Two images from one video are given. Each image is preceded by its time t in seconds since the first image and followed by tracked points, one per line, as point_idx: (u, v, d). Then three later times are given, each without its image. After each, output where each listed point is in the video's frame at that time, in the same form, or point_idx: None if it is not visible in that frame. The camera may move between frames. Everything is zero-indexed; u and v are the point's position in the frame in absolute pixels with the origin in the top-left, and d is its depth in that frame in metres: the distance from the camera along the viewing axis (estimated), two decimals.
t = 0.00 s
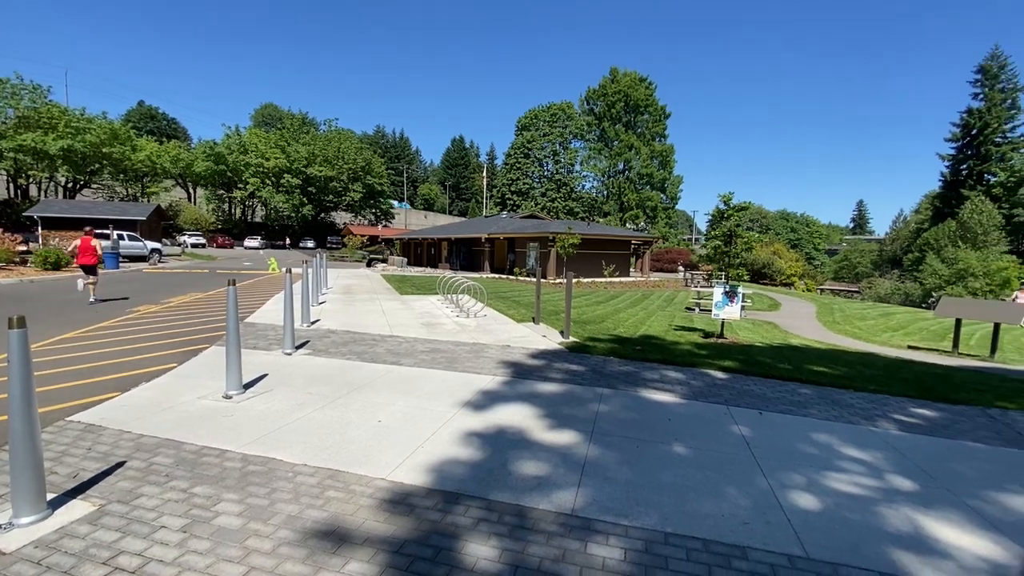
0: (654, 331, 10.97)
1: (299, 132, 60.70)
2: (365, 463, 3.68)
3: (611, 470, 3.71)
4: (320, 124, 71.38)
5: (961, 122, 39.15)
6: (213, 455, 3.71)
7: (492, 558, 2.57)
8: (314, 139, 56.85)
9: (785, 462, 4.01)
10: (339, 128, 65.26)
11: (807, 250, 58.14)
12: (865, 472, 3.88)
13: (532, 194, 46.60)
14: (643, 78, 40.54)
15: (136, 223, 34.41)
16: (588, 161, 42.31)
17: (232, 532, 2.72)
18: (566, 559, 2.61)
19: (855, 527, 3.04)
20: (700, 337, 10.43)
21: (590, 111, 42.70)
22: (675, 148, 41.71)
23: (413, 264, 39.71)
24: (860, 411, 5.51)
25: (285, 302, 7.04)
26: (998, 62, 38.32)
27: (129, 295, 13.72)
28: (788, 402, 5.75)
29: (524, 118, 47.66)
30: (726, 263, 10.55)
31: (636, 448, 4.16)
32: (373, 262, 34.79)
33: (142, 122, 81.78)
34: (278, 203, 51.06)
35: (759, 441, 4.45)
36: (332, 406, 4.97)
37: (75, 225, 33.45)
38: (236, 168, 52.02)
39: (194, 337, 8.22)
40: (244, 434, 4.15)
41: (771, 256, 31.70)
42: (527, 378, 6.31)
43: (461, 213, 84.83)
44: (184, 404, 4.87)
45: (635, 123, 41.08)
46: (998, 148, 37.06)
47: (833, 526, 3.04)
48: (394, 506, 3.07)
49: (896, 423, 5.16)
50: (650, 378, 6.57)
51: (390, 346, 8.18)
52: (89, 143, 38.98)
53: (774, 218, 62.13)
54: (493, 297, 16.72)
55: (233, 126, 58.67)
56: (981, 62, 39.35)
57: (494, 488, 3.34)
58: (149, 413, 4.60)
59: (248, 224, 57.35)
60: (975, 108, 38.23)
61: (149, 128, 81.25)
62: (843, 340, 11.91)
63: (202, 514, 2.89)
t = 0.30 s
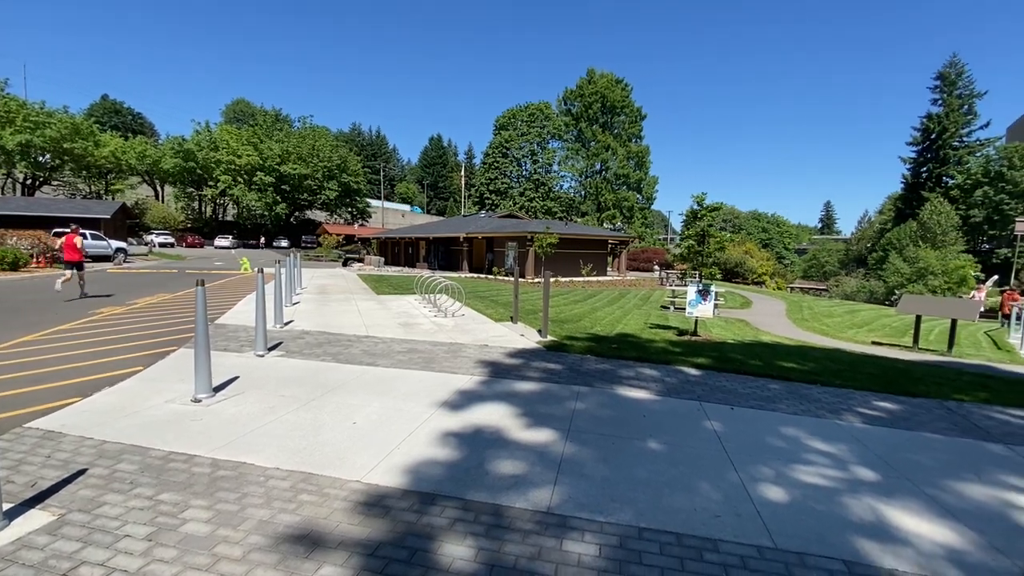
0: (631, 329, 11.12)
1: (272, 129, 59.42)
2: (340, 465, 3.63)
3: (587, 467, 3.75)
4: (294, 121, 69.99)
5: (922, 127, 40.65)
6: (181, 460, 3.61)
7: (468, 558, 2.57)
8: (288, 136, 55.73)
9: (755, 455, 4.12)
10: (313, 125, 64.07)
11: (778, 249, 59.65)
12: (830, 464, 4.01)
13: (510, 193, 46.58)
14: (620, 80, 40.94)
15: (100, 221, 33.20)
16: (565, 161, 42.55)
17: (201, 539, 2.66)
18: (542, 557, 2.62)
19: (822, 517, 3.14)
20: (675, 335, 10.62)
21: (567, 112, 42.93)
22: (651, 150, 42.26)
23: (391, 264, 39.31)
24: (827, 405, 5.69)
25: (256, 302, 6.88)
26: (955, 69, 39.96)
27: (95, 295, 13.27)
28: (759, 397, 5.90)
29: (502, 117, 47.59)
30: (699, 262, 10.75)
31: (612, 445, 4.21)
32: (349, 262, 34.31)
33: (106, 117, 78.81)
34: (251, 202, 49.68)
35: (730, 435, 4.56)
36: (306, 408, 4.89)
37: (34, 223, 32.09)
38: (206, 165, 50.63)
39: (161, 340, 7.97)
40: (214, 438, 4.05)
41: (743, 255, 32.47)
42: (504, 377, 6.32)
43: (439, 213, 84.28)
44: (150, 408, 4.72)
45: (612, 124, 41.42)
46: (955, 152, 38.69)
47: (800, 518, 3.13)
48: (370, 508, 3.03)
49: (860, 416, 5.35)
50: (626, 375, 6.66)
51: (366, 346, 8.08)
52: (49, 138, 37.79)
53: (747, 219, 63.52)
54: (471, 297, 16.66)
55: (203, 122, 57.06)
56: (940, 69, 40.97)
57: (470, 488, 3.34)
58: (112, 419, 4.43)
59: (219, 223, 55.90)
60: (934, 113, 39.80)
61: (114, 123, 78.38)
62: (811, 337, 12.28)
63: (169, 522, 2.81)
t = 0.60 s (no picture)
0: (604, 328, 11.24)
1: (241, 125, 57.84)
2: (311, 468, 3.56)
3: (561, 465, 3.77)
4: (263, 116, 68.24)
5: (881, 131, 42.29)
6: (142, 468, 3.48)
7: (442, 559, 2.55)
8: (257, 132, 54.33)
9: (723, 450, 4.22)
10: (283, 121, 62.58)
11: (746, 249, 61.26)
12: (796, 457, 4.14)
13: (485, 193, 46.47)
14: (593, 81, 41.33)
15: (55, 219, 31.78)
16: (541, 161, 42.73)
17: (163, 549, 2.57)
18: (516, 556, 2.63)
19: (786, 508, 3.25)
20: (647, 333, 10.80)
21: (542, 112, 43.15)
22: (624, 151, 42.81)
23: (364, 264, 38.76)
24: (792, 399, 5.88)
25: (225, 302, 6.70)
26: (911, 77, 41.70)
27: (52, 296, 12.69)
28: (728, 393, 6.06)
29: (477, 116, 47.42)
30: (671, 262, 10.95)
31: (586, 442, 4.25)
32: (321, 261, 33.67)
33: (62, 110, 75.24)
34: (218, 200, 48.17)
35: (700, 430, 4.66)
36: (276, 412, 4.78)
37: None
38: (170, 161, 48.96)
39: (122, 342, 7.68)
40: (179, 444, 3.93)
41: (712, 255, 33.26)
42: (479, 376, 6.31)
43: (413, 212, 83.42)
44: (110, 414, 4.53)
45: (586, 125, 41.72)
46: (911, 156, 40.43)
47: (767, 510, 3.22)
48: (341, 512, 2.99)
49: (822, 409, 5.55)
50: (600, 373, 6.74)
51: (339, 347, 7.95)
52: None
53: (717, 219, 64.98)
54: (447, 297, 16.55)
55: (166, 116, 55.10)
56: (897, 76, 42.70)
57: (445, 489, 3.32)
58: (67, 426, 4.24)
59: (184, 221, 54.07)
60: (891, 118, 41.49)
61: (71, 117, 74.92)
62: (777, 334, 12.66)
63: (129, 531, 2.71)
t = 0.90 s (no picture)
0: (577, 326, 11.35)
1: (204, 119, 55.85)
2: (278, 474, 3.47)
3: (534, 463, 3.79)
4: (227, 111, 66.06)
5: (839, 135, 43.97)
6: (97, 477, 3.32)
7: (413, 562, 2.53)
8: (221, 128, 52.59)
9: (692, 444, 4.32)
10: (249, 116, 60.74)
11: (713, 248, 62.80)
12: (760, 449, 4.27)
13: (458, 191, 46.18)
14: (565, 82, 41.62)
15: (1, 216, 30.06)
16: (514, 160, 42.79)
17: (119, 562, 2.46)
18: (488, 556, 2.62)
19: (751, 500, 3.35)
20: (619, 331, 10.95)
21: (514, 111, 43.21)
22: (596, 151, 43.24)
23: (334, 263, 38.00)
24: (756, 394, 6.07)
25: (187, 303, 6.46)
26: (867, 84, 43.49)
27: None
28: (696, 388, 6.20)
29: (450, 115, 47.08)
30: (641, 261, 11.13)
31: (558, 440, 4.27)
32: (289, 261, 32.84)
33: (9, 101, 71.05)
34: (179, 197, 46.30)
35: (669, 426, 4.75)
36: (241, 416, 4.64)
37: None
38: (128, 156, 46.86)
39: (76, 346, 7.31)
40: (137, 452, 3.77)
41: (681, 254, 33.95)
42: (452, 376, 6.27)
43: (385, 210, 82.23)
44: (61, 422, 4.31)
45: (558, 125, 41.94)
46: (867, 159, 42.17)
47: (733, 502, 3.31)
48: (309, 518, 2.92)
49: (786, 403, 5.74)
50: (572, 371, 6.79)
51: (308, 349, 7.77)
52: None
53: (686, 219, 66.38)
54: (419, 297, 16.38)
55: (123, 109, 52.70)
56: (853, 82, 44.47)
57: (416, 491, 3.29)
58: (13, 435, 4.00)
59: (143, 219, 51.80)
60: (848, 123, 43.18)
61: (18, 109, 70.85)
62: (743, 331, 13.04)
63: (82, 545, 2.58)
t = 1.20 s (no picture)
0: (549, 325, 11.40)
1: (164, 113, 53.71)
2: (241, 480, 3.36)
3: (505, 462, 3.80)
4: (189, 105, 63.65)
5: (799, 139, 45.51)
6: (46, 489, 3.15)
7: (382, 565, 2.49)
8: (182, 122, 50.68)
9: (661, 439, 4.40)
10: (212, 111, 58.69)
11: (682, 247, 64.17)
12: (726, 443, 4.38)
13: (431, 190, 45.71)
14: (538, 82, 41.77)
15: None
16: (486, 160, 42.73)
17: None
18: (459, 556, 2.61)
19: (717, 492, 3.44)
20: (590, 329, 11.07)
21: (487, 110, 43.19)
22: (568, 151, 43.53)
23: (303, 262, 37.12)
24: (722, 389, 6.23)
25: (145, 304, 6.19)
26: (826, 90, 45.18)
27: None
28: (665, 385, 6.32)
29: (422, 113, 46.58)
30: (612, 260, 11.26)
31: (530, 439, 4.29)
32: (255, 260, 31.92)
33: None
34: (137, 194, 44.22)
35: (639, 422, 4.83)
36: (203, 421, 4.49)
37: None
38: (81, 151, 44.66)
39: (21, 350, 6.92)
40: (92, 461, 3.60)
41: (651, 254, 34.54)
42: (424, 377, 6.22)
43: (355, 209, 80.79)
44: (6, 431, 4.08)
45: (531, 125, 42.04)
46: (827, 162, 43.75)
47: (698, 495, 3.40)
48: (275, 524, 2.85)
49: (750, 397, 5.92)
50: (544, 369, 6.83)
51: (275, 351, 7.57)
52: None
53: (656, 219, 67.58)
54: (390, 296, 16.17)
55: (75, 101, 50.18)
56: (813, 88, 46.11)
57: (386, 493, 3.24)
58: None
59: (98, 217, 49.28)
60: (809, 127, 44.73)
61: None
62: (710, 328, 13.38)
63: (30, 560, 2.45)
